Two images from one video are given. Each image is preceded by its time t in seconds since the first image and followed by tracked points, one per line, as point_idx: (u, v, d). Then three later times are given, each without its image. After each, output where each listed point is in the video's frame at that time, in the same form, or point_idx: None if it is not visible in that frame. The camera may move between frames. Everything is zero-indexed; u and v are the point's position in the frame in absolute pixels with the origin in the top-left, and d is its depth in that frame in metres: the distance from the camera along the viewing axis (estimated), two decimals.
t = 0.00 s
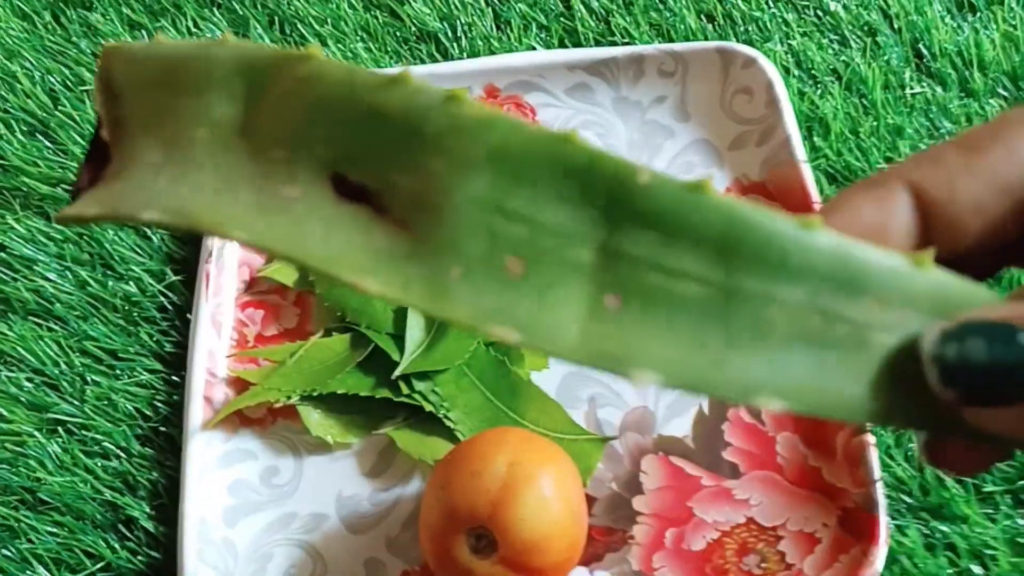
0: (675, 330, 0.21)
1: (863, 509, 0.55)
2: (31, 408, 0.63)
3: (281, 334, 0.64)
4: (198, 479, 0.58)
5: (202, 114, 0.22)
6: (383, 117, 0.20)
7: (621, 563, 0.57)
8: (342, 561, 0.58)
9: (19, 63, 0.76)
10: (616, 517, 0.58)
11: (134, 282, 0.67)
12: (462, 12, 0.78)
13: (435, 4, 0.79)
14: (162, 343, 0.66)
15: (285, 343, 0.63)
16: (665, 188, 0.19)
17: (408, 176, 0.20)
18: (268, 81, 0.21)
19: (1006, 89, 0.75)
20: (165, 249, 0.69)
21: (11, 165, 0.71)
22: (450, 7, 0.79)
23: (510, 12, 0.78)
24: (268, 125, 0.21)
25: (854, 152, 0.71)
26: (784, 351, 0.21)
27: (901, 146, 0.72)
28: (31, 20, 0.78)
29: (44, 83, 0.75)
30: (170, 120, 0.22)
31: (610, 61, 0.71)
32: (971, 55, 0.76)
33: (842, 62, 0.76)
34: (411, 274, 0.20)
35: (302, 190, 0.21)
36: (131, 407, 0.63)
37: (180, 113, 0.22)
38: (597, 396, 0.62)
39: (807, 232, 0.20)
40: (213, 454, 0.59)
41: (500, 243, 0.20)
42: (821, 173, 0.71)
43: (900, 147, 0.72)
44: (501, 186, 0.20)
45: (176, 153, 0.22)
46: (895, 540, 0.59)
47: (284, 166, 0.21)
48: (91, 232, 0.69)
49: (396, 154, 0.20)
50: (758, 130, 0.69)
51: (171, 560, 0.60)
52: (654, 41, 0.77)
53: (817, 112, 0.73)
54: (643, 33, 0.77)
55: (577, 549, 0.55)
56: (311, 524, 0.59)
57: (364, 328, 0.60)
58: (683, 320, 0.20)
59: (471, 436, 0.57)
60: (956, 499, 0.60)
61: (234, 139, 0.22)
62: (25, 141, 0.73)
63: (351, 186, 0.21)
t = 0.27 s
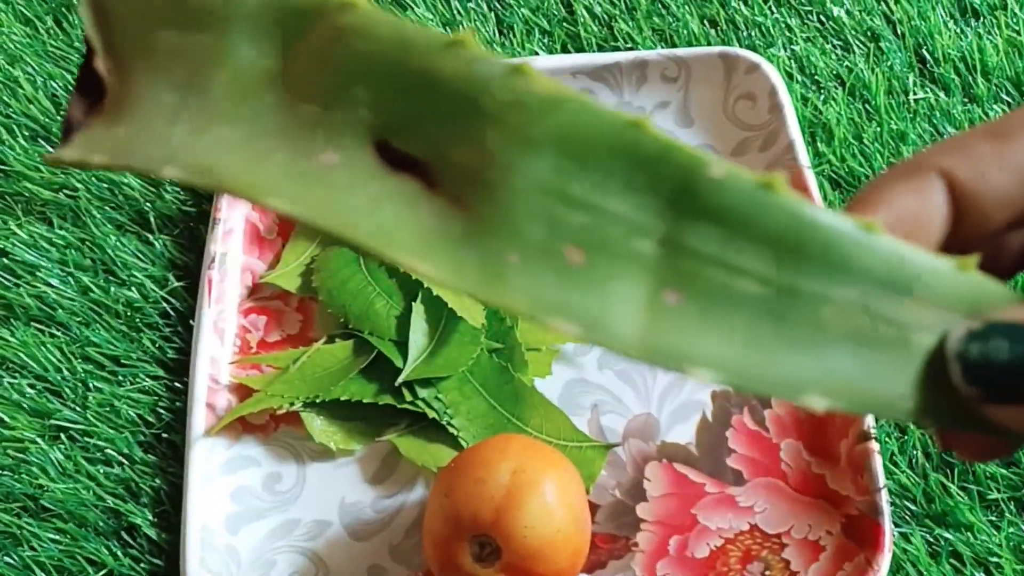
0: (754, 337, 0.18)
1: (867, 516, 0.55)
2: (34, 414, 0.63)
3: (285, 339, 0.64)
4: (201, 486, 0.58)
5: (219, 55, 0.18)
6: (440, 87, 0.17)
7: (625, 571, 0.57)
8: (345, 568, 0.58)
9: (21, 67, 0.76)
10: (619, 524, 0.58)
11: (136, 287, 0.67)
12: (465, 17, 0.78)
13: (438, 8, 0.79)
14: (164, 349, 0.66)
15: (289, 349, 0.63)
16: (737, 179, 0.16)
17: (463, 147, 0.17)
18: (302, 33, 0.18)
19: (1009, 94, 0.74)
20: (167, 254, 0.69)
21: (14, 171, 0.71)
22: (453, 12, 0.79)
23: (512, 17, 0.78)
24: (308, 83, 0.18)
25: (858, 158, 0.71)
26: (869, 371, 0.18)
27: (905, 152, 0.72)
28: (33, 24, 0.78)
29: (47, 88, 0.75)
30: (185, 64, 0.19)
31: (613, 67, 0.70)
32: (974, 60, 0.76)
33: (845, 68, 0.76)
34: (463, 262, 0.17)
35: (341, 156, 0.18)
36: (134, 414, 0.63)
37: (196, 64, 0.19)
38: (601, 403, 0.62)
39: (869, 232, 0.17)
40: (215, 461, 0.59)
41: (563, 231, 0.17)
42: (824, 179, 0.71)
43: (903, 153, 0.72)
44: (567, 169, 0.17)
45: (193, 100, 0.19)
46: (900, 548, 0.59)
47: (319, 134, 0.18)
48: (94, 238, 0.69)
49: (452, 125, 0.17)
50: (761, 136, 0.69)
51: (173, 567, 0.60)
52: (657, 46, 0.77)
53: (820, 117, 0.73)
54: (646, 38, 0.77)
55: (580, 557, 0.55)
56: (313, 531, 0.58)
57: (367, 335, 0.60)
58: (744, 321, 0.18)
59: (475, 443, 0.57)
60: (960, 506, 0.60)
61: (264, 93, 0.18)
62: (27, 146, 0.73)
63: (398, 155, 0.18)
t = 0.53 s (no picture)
0: (818, 354, 0.17)
1: (871, 526, 0.55)
2: (39, 425, 0.63)
3: (289, 351, 0.64)
4: (206, 498, 0.58)
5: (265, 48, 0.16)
6: (515, 96, 0.15)
7: None
8: None
9: (27, 79, 0.76)
10: (624, 535, 0.58)
11: (142, 299, 0.67)
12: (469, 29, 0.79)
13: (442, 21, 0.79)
14: (170, 360, 0.66)
15: (293, 360, 0.64)
16: (806, 205, 0.16)
17: (540, 161, 0.16)
18: (363, 25, 0.16)
19: (1011, 106, 0.75)
20: (172, 265, 0.69)
21: (20, 182, 0.71)
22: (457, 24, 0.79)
23: (516, 29, 0.79)
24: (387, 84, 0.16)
25: (860, 170, 0.72)
26: (913, 383, 0.18)
27: (907, 163, 0.72)
28: (39, 36, 0.78)
29: (52, 100, 0.75)
30: (236, 51, 0.16)
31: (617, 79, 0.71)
32: (976, 72, 0.76)
33: (848, 80, 0.76)
34: (537, 277, 0.16)
35: (410, 161, 0.16)
36: (139, 424, 0.63)
37: (245, 53, 0.16)
38: (604, 414, 0.62)
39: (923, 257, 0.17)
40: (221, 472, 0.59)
41: (634, 247, 0.16)
42: (827, 190, 0.71)
43: (905, 164, 0.72)
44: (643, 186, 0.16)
45: (247, 94, 0.16)
46: (904, 559, 0.59)
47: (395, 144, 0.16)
48: (99, 249, 0.69)
49: (529, 137, 0.16)
50: (765, 147, 0.69)
51: None
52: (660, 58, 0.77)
53: (823, 129, 0.73)
54: (649, 50, 0.78)
55: (585, 568, 0.55)
56: (317, 542, 0.59)
57: (372, 345, 0.61)
58: (800, 335, 0.17)
59: (480, 454, 0.57)
60: (964, 517, 0.60)
61: (322, 87, 0.16)
62: (33, 158, 0.73)
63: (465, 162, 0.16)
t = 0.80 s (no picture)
0: (848, 380, 0.16)
1: (876, 531, 0.55)
2: (43, 429, 0.63)
3: (292, 354, 0.64)
4: (210, 501, 0.58)
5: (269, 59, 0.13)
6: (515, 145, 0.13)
7: None
8: None
9: (30, 82, 0.76)
10: (627, 540, 0.58)
11: (145, 302, 0.68)
12: (471, 32, 0.79)
13: (444, 23, 0.79)
14: (173, 363, 0.66)
15: (296, 364, 0.63)
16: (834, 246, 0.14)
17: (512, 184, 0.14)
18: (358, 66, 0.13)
19: (1013, 109, 0.75)
20: (175, 269, 0.69)
21: (23, 185, 0.72)
22: (459, 26, 0.79)
23: (519, 32, 0.79)
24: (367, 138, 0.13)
25: (863, 173, 0.72)
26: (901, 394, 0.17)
27: (910, 167, 0.72)
28: (42, 39, 0.78)
29: (55, 103, 0.75)
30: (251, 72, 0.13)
31: (620, 82, 0.71)
32: (979, 76, 0.76)
33: (850, 83, 0.76)
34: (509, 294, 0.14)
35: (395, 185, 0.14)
36: (142, 428, 0.63)
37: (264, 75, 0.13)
38: (608, 418, 0.62)
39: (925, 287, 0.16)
40: (224, 476, 0.60)
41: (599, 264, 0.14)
42: (830, 194, 0.71)
43: (908, 168, 0.72)
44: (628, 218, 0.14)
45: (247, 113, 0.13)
46: (907, 564, 0.59)
47: (384, 185, 0.14)
48: (102, 253, 0.69)
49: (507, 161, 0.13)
50: (766, 151, 0.69)
51: None
52: (663, 61, 0.77)
53: (826, 132, 0.73)
54: (651, 53, 0.78)
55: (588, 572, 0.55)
56: (321, 546, 0.59)
57: (375, 349, 0.61)
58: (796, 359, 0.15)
59: (483, 458, 0.57)
60: (968, 521, 0.60)
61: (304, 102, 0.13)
62: (35, 161, 0.73)
63: (457, 190, 0.14)
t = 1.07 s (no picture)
0: (714, 330, 0.24)
1: (871, 527, 0.56)
2: (40, 425, 0.63)
3: (289, 351, 0.64)
4: (206, 497, 0.58)
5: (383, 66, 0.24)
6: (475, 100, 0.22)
7: None
8: None
9: (27, 80, 0.76)
10: (623, 536, 0.58)
11: (142, 298, 0.68)
12: (468, 30, 0.79)
13: (441, 21, 0.79)
14: (169, 360, 0.66)
15: (293, 360, 0.63)
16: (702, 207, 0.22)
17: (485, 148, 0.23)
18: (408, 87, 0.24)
19: (1009, 106, 0.75)
20: (172, 266, 0.69)
21: (20, 182, 0.72)
22: (456, 24, 0.79)
23: (515, 29, 0.79)
24: (410, 106, 0.24)
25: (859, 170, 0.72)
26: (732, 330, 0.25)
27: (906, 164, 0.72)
28: (39, 37, 0.78)
29: (52, 100, 0.75)
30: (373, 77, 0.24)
31: (616, 79, 0.72)
32: (974, 73, 0.76)
33: (846, 80, 0.76)
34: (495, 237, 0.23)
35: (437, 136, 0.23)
36: (139, 424, 0.63)
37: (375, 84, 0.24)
38: (604, 414, 0.62)
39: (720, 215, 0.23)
40: (220, 472, 0.60)
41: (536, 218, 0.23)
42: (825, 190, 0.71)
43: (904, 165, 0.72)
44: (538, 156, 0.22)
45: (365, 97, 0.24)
46: (902, 559, 0.59)
47: (417, 151, 0.24)
48: (99, 249, 0.69)
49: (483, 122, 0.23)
50: (762, 148, 0.69)
51: None
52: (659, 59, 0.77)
53: (821, 129, 0.73)
54: (648, 50, 0.78)
55: (584, 569, 0.55)
56: (317, 542, 0.59)
57: (370, 345, 0.61)
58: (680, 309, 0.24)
59: (479, 454, 0.57)
60: (963, 517, 0.60)
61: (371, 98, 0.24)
62: (32, 158, 0.73)
63: (441, 145, 0.23)
